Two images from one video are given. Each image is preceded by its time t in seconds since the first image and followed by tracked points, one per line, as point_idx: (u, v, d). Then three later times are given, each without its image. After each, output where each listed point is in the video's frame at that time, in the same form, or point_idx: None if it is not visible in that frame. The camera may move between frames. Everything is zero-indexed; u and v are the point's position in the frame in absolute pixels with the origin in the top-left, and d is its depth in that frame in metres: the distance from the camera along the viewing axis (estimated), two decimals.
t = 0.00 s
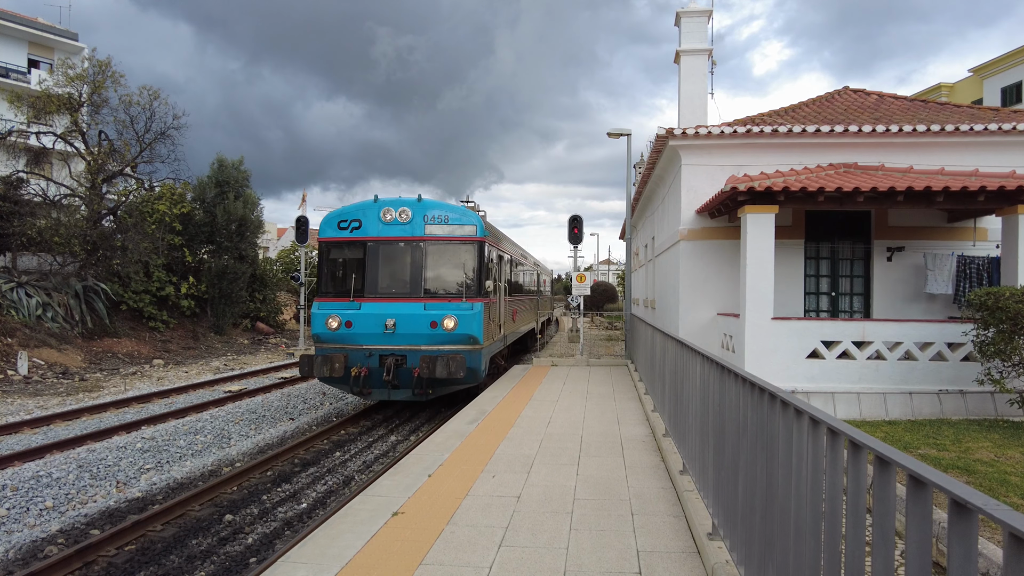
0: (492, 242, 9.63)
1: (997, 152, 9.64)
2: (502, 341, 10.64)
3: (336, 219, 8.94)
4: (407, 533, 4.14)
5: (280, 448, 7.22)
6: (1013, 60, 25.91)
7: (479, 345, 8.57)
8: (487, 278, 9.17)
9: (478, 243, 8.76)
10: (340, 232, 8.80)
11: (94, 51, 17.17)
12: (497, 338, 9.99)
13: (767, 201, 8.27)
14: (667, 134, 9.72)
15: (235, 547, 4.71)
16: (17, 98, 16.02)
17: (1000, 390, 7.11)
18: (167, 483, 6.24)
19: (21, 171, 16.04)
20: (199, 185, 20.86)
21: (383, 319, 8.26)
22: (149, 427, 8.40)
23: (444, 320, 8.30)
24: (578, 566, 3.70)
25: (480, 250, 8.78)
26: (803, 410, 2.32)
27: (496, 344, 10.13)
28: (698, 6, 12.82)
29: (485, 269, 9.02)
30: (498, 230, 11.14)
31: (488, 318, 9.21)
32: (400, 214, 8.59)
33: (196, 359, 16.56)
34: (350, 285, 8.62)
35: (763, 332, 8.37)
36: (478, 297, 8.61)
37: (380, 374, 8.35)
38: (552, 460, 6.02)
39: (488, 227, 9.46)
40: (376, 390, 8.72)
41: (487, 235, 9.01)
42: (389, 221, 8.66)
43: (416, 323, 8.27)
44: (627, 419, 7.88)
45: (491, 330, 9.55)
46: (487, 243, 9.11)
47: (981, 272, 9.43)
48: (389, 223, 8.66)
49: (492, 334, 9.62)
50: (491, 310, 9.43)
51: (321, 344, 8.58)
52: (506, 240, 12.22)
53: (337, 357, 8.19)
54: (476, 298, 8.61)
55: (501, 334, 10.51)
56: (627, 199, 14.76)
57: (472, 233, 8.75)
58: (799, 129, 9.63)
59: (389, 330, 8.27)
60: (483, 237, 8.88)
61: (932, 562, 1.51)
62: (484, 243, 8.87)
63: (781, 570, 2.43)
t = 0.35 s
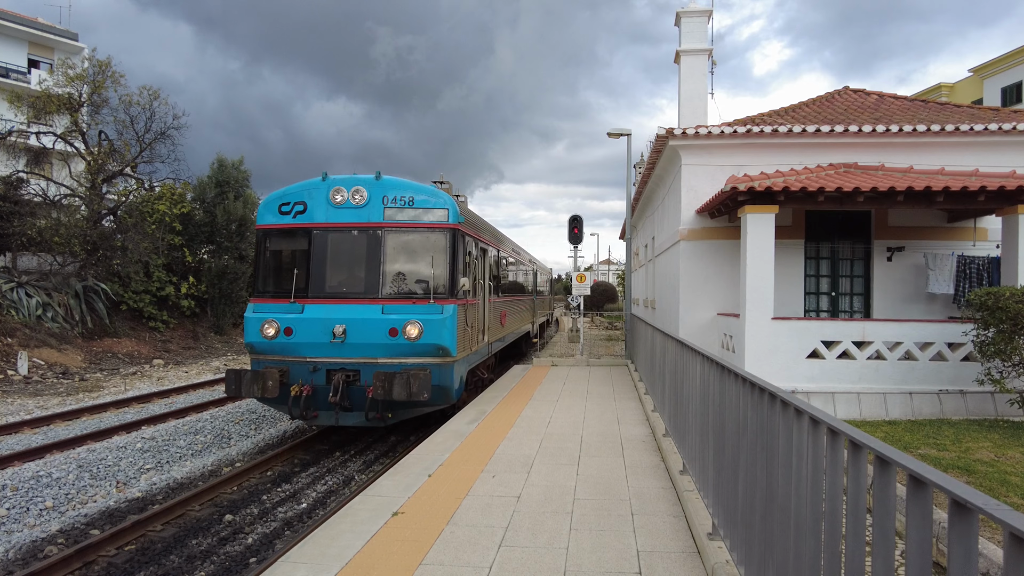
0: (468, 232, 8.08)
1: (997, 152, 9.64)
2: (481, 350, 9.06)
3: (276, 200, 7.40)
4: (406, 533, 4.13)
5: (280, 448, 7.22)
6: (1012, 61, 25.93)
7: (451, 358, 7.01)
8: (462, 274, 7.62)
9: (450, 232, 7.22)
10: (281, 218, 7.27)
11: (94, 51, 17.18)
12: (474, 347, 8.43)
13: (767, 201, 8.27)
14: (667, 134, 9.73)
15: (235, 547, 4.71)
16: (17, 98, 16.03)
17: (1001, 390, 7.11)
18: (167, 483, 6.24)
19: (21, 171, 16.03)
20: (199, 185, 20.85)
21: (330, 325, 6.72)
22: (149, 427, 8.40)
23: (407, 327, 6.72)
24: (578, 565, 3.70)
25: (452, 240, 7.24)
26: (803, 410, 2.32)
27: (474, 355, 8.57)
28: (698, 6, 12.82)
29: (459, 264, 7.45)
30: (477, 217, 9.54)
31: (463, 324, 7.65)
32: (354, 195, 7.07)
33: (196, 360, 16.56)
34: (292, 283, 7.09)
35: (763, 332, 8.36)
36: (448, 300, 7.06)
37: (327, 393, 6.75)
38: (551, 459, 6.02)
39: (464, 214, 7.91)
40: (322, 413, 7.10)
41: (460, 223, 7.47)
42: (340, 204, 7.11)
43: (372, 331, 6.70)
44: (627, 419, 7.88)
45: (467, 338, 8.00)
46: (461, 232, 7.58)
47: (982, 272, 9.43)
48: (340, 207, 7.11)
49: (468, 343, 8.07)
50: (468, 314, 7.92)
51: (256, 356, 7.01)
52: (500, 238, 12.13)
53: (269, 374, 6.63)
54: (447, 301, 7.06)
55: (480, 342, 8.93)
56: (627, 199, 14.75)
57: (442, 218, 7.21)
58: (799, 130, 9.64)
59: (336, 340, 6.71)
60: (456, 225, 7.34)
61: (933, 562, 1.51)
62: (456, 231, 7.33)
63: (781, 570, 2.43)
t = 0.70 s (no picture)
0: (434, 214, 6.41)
1: (997, 152, 9.63)
2: (450, 368, 7.42)
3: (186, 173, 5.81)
4: (406, 533, 4.13)
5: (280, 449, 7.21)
6: (1012, 61, 25.94)
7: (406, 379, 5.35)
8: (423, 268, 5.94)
9: (406, 213, 5.53)
10: (191, 195, 5.69)
11: (94, 51, 17.18)
12: (441, 361, 6.76)
13: (768, 201, 8.27)
14: (667, 134, 9.73)
15: (235, 547, 4.71)
16: (17, 98, 16.03)
17: (1001, 390, 7.12)
18: (167, 483, 6.24)
19: (21, 171, 16.02)
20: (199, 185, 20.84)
21: (247, 334, 5.15)
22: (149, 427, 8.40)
23: (345, 338, 5.08)
24: (578, 565, 3.70)
25: (409, 222, 5.54)
26: (803, 410, 2.32)
27: (442, 374, 6.96)
28: (698, 6, 12.82)
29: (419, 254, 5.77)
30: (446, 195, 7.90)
31: (425, 334, 6.00)
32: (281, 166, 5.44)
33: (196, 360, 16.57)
34: (201, 280, 5.51)
35: (763, 332, 8.35)
36: (402, 303, 5.36)
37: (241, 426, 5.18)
38: (552, 460, 6.02)
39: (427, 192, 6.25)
40: (239, 447, 5.53)
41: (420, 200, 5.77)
42: (263, 177, 5.49)
43: (300, 343, 5.08)
44: (627, 419, 7.88)
45: (433, 351, 6.39)
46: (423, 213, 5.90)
47: (982, 272, 9.43)
48: (263, 179, 5.49)
49: (434, 358, 6.42)
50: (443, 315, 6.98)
51: (157, 374, 5.48)
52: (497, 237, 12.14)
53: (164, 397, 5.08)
54: (401, 304, 5.35)
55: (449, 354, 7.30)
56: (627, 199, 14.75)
57: (394, 193, 5.51)
58: (799, 129, 9.64)
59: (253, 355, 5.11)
60: (413, 202, 5.61)
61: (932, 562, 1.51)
62: (415, 211, 5.62)
63: (781, 570, 2.43)
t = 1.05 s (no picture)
0: (372, 185, 4.98)
1: (997, 152, 9.63)
2: (402, 396, 5.90)
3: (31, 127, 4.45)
4: (406, 533, 4.14)
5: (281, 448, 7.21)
6: (1011, 61, 25.95)
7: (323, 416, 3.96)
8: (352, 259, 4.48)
9: (322, 179, 4.11)
10: (36, 157, 4.38)
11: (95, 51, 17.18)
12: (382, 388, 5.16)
13: (768, 201, 8.27)
14: (667, 134, 9.74)
15: (234, 548, 4.71)
16: (17, 97, 16.03)
17: (1001, 390, 7.12)
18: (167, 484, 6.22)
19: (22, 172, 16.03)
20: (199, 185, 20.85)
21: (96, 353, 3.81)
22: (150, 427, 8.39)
23: (226, 358, 3.71)
24: (578, 565, 3.70)
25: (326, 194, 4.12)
26: (803, 410, 2.32)
27: (388, 403, 5.45)
28: (698, 6, 12.83)
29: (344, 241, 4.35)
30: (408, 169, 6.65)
31: (357, 347, 4.57)
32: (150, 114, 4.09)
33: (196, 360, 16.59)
34: (40, 273, 4.19)
35: (764, 332, 8.34)
36: (314, 307, 3.95)
37: (80, 483, 3.87)
38: (552, 460, 6.02)
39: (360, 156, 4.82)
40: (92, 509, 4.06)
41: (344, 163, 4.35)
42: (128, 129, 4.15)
43: (167, 363, 3.75)
44: (628, 419, 7.88)
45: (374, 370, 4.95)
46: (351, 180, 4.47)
47: (982, 272, 9.42)
48: (128, 133, 4.16)
49: (374, 380, 4.95)
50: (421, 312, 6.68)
51: None
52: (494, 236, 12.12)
53: None
54: (313, 308, 3.94)
55: (400, 375, 5.79)
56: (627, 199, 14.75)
57: (308, 150, 4.12)
58: (799, 130, 9.63)
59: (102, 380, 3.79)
60: (334, 163, 4.18)
61: (933, 563, 1.50)
62: (336, 175, 4.19)
63: (782, 571, 2.42)
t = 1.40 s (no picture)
0: (247, 125, 3.48)
1: (998, 152, 9.63)
2: (387, 400, 5.74)
3: None
4: (406, 533, 4.14)
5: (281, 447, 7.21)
6: (1012, 61, 25.95)
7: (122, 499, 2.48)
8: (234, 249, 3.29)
9: (127, 97, 2.64)
10: None
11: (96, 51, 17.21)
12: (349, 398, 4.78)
13: (768, 201, 8.26)
14: (667, 134, 9.74)
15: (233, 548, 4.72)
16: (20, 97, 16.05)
17: (1002, 391, 7.12)
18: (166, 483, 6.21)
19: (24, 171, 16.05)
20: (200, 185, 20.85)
21: None
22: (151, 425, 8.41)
23: None
24: (579, 565, 3.71)
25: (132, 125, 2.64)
26: (803, 411, 2.32)
27: (352, 418, 4.91)
28: (698, 7, 12.84)
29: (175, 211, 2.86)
30: (399, 163, 6.55)
31: (174, 387, 2.77)
32: None
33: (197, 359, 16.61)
34: None
35: (764, 332, 8.33)
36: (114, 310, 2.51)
37: None
38: (552, 460, 6.02)
39: (209, 73, 3.19)
40: None
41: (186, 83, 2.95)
42: None
43: None
44: (628, 419, 7.88)
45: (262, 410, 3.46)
46: (193, 108, 2.98)
47: (983, 272, 9.42)
48: None
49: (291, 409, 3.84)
50: (416, 316, 6.74)
51: None
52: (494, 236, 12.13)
53: None
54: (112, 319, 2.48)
55: (383, 381, 5.56)
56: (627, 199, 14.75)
57: (112, 57, 2.66)
58: (800, 130, 9.63)
59: None
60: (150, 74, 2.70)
61: (933, 563, 1.50)
62: (159, 94, 2.73)
63: (782, 571, 2.42)
